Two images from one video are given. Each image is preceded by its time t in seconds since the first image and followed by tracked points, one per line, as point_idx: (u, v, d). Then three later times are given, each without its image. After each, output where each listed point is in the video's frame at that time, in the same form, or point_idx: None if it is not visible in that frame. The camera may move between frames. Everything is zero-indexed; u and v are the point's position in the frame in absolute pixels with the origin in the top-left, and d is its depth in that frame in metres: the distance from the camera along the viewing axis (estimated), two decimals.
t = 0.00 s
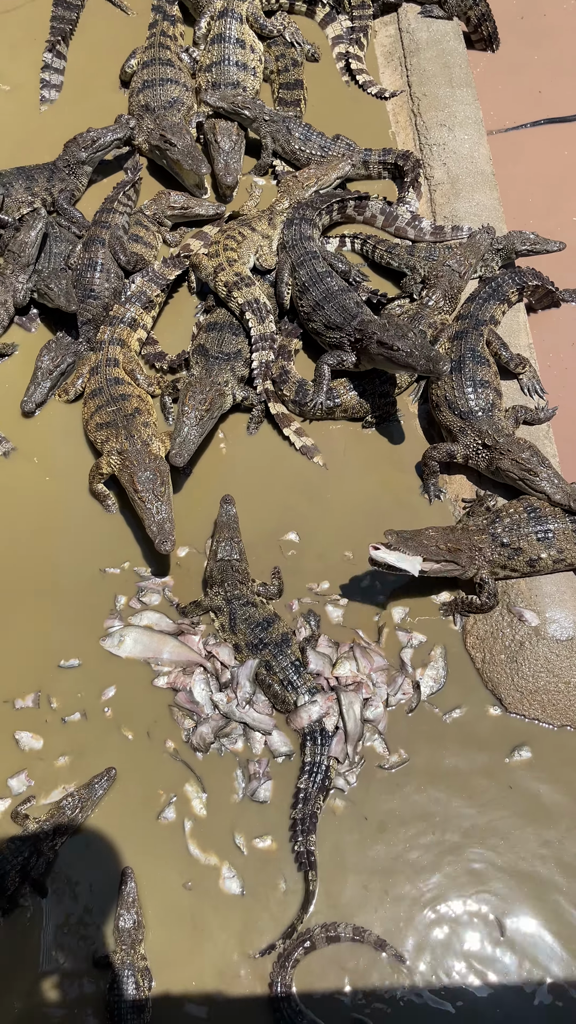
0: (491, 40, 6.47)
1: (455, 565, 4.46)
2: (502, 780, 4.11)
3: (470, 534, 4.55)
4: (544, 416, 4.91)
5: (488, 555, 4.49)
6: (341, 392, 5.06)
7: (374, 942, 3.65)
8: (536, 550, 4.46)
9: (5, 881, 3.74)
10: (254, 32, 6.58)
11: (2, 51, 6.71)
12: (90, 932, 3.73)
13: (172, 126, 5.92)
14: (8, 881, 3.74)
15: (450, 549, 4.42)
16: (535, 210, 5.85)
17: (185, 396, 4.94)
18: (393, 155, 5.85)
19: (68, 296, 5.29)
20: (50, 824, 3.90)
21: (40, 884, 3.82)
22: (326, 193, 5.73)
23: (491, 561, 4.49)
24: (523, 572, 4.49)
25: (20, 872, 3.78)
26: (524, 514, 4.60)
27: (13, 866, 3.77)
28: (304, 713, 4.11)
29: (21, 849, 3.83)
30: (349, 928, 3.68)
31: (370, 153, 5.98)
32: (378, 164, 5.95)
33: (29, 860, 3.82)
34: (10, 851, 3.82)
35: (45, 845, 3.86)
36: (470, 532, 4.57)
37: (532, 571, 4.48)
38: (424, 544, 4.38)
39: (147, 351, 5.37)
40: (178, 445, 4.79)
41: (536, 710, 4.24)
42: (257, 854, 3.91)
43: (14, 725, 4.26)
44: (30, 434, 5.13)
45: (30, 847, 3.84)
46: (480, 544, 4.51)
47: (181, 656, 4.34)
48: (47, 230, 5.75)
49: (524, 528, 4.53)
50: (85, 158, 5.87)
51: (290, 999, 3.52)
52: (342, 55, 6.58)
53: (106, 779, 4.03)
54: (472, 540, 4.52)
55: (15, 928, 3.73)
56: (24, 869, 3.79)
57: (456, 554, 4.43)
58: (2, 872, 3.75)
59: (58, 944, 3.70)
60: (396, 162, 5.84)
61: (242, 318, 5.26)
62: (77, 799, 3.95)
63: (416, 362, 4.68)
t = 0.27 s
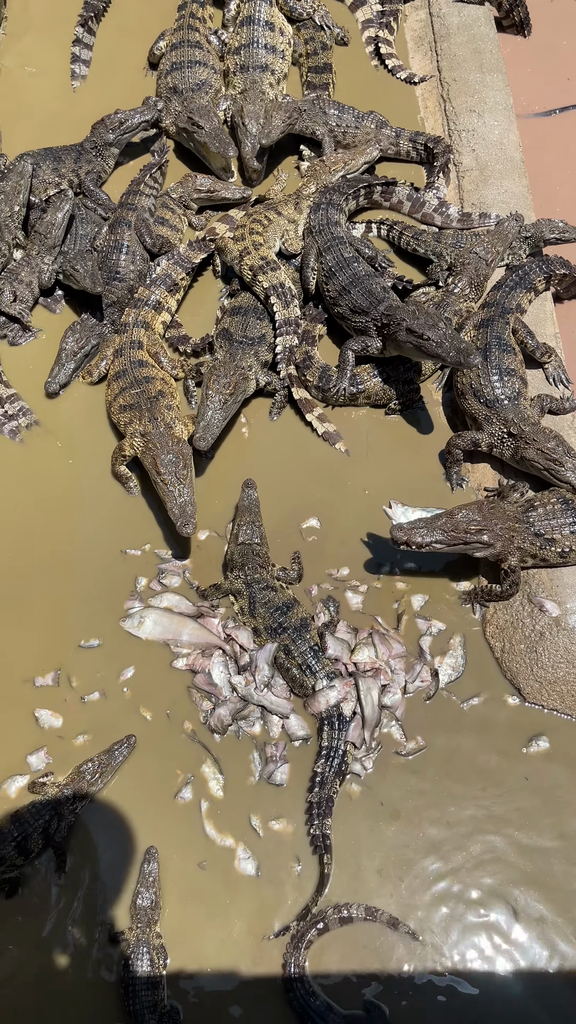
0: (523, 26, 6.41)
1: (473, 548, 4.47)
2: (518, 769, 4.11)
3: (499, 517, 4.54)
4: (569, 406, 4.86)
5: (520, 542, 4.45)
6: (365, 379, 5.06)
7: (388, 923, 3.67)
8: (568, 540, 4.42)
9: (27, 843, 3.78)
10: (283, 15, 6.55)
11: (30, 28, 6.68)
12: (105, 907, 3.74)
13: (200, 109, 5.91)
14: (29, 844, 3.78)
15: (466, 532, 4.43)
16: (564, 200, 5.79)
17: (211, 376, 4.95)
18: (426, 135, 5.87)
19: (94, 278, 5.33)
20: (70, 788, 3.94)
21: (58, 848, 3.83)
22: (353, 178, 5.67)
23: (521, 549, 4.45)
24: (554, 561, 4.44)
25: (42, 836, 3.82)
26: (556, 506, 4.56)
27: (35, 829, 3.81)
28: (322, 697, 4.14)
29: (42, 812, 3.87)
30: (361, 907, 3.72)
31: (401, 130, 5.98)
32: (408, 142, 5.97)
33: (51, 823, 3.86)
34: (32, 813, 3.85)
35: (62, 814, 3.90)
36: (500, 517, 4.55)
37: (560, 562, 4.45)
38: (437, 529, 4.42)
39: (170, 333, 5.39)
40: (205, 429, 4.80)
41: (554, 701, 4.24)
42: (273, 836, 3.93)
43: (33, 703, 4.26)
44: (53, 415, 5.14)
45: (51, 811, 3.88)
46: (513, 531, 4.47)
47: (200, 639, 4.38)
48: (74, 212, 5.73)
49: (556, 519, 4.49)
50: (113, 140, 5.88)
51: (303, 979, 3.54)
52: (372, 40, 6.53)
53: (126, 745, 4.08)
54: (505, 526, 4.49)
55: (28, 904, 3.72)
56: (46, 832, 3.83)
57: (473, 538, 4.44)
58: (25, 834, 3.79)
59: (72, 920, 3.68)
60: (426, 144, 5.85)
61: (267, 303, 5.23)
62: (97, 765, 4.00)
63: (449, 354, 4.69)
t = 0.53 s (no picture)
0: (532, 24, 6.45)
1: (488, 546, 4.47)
2: (524, 766, 4.10)
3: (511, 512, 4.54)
4: None
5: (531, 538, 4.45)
6: (372, 376, 5.07)
7: (391, 916, 3.70)
8: None
9: (43, 826, 3.81)
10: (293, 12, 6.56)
11: (40, 25, 6.70)
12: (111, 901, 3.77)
13: (209, 106, 5.92)
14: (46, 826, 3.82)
15: (482, 530, 4.43)
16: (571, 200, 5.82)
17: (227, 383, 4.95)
18: (431, 132, 5.88)
19: (102, 273, 5.33)
20: (83, 769, 3.98)
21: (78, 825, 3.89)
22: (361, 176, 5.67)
23: (531, 546, 4.45)
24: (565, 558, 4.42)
25: (58, 818, 3.86)
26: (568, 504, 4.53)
27: (51, 812, 3.84)
28: (327, 692, 4.15)
29: (57, 794, 3.89)
30: (365, 901, 3.74)
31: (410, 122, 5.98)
32: (416, 135, 5.97)
33: (66, 805, 3.88)
34: (46, 795, 3.88)
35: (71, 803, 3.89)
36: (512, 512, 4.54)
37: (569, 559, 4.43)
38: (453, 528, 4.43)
39: (178, 330, 5.40)
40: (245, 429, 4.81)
41: (560, 699, 4.24)
42: (279, 831, 3.95)
43: (40, 697, 4.28)
44: (61, 410, 5.16)
45: (67, 794, 3.90)
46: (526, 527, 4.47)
47: (207, 634, 4.40)
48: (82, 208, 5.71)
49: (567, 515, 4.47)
50: (122, 137, 5.87)
51: (307, 974, 3.54)
52: (381, 37, 6.52)
53: (138, 728, 4.12)
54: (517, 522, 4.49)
55: (37, 893, 3.77)
56: (62, 814, 3.87)
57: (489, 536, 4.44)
58: (42, 818, 3.81)
59: (79, 912, 3.72)
60: (432, 140, 5.86)
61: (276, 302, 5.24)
62: (109, 747, 4.04)
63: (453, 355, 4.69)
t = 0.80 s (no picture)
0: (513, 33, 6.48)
1: (492, 550, 4.45)
2: (513, 774, 4.11)
3: (505, 514, 4.51)
4: (561, 411, 4.87)
5: (530, 538, 4.41)
6: (358, 385, 5.08)
7: (382, 926, 3.68)
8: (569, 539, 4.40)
9: (41, 832, 3.83)
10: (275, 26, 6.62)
11: (24, 41, 6.74)
12: (101, 915, 3.75)
13: (192, 119, 5.95)
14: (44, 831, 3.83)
15: (486, 535, 4.41)
16: (555, 206, 5.84)
17: (238, 405, 4.90)
18: (407, 141, 5.91)
19: (87, 285, 5.34)
20: (79, 772, 3.96)
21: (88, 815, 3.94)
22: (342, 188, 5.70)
23: (523, 543, 4.41)
24: (558, 561, 4.43)
25: (56, 823, 3.87)
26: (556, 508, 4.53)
27: (48, 815, 3.86)
28: (316, 703, 4.15)
29: (55, 798, 3.90)
30: (356, 911, 3.72)
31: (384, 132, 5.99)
32: (391, 144, 5.98)
33: (65, 807, 3.90)
34: (43, 799, 3.90)
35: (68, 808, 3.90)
36: (507, 512, 4.53)
37: (556, 562, 4.44)
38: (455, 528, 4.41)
39: (164, 342, 5.41)
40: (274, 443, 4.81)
41: (548, 705, 4.24)
42: (269, 843, 3.93)
43: (28, 711, 4.27)
44: (47, 424, 5.17)
45: (64, 797, 3.91)
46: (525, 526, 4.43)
47: (195, 646, 4.38)
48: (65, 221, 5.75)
49: (557, 518, 4.46)
50: (106, 150, 5.89)
51: (298, 987, 3.53)
52: (363, 49, 6.58)
53: (134, 731, 4.13)
54: (515, 522, 4.46)
55: (26, 909, 3.75)
56: (60, 819, 3.88)
57: (494, 541, 4.42)
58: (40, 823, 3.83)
59: (69, 927, 3.72)
60: (407, 152, 5.91)
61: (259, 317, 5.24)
62: (105, 750, 4.03)
63: (437, 368, 4.74)
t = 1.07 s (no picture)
0: (481, 41, 6.56)
1: (458, 550, 4.53)
2: (498, 778, 4.09)
3: (482, 518, 4.55)
4: (537, 415, 4.91)
5: (501, 545, 4.45)
6: (335, 394, 5.09)
7: (370, 934, 3.67)
8: (551, 544, 4.40)
9: (32, 845, 3.80)
10: (244, 38, 6.66)
11: None
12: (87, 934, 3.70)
13: (163, 133, 5.96)
14: (34, 845, 3.80)
15: (453, 538, 4.48)
16: (526, 211, 5.90)
17: (234, 435, 4.88)
18: (374, 149, 5.99)
19: (61, 300, 5.35)
20: (67, 784, 3.94)
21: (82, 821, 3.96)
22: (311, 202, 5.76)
23: (503, 551, 4.43)
24: (534, 567, 4.43)
25: (46, 837, 3.85)
26: (533, 512, 4.54)
27: (37, 828, 3.84)
28: (299, 714, 4.09)
29: (43, 811, 3.88)
30: (343, 920, 3.70)
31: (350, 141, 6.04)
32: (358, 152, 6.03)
33: (54, 819, 3.90)
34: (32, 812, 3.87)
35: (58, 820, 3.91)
36: (483, 518, 4.55)
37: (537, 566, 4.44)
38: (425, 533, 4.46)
39: (139, 356, 5.38)
40: (273, 466, 4.82)
41: (532, 709, 4.23)
42: (254, 855, 3.90)
43: (9, 729, 4.23)
44: (24, 440, 5.15)
45: (54, 809, 3.90)
46: (494, 532, 4.48)
47: (176, 659, 4.34)
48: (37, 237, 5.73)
49: (539, 522, 4.48)
50: (77, 166, 5.89)
51: (288, 1001, 3.49)
52: (332, 61, 6.63)
53: (122, 741, 4.10)
54: (485, 526, 4.50)
55: (9, 931, 3.70)
56: (44, 839, 3.84)
57: (459, 544, 4.50)
58: (30, 836, 3.80)
59: (54, 948, 3.66)
60: (376, 158, 5.96)
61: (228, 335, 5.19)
62: (93, 761, 4.02)
63: (414, 377, 4.80)
